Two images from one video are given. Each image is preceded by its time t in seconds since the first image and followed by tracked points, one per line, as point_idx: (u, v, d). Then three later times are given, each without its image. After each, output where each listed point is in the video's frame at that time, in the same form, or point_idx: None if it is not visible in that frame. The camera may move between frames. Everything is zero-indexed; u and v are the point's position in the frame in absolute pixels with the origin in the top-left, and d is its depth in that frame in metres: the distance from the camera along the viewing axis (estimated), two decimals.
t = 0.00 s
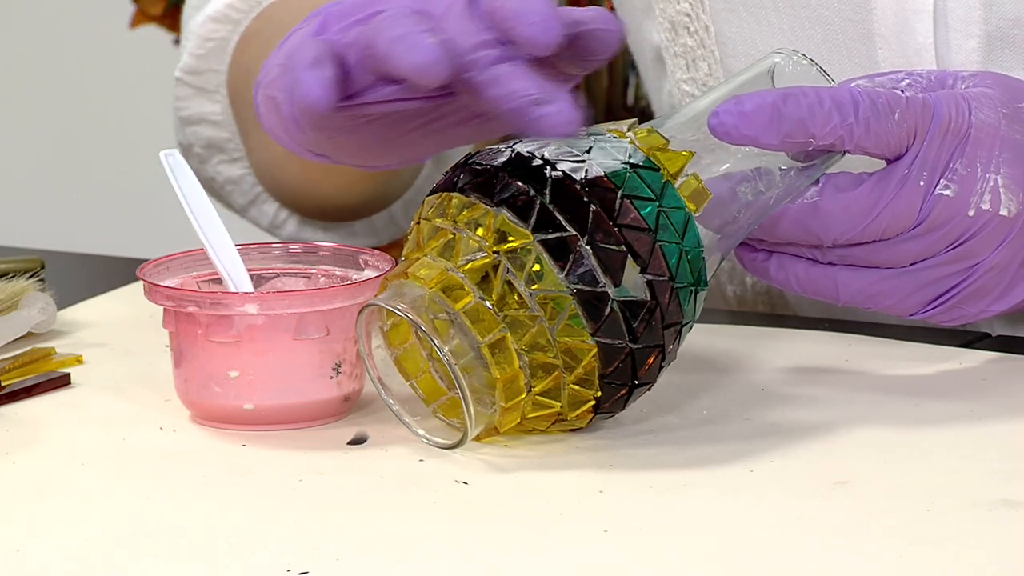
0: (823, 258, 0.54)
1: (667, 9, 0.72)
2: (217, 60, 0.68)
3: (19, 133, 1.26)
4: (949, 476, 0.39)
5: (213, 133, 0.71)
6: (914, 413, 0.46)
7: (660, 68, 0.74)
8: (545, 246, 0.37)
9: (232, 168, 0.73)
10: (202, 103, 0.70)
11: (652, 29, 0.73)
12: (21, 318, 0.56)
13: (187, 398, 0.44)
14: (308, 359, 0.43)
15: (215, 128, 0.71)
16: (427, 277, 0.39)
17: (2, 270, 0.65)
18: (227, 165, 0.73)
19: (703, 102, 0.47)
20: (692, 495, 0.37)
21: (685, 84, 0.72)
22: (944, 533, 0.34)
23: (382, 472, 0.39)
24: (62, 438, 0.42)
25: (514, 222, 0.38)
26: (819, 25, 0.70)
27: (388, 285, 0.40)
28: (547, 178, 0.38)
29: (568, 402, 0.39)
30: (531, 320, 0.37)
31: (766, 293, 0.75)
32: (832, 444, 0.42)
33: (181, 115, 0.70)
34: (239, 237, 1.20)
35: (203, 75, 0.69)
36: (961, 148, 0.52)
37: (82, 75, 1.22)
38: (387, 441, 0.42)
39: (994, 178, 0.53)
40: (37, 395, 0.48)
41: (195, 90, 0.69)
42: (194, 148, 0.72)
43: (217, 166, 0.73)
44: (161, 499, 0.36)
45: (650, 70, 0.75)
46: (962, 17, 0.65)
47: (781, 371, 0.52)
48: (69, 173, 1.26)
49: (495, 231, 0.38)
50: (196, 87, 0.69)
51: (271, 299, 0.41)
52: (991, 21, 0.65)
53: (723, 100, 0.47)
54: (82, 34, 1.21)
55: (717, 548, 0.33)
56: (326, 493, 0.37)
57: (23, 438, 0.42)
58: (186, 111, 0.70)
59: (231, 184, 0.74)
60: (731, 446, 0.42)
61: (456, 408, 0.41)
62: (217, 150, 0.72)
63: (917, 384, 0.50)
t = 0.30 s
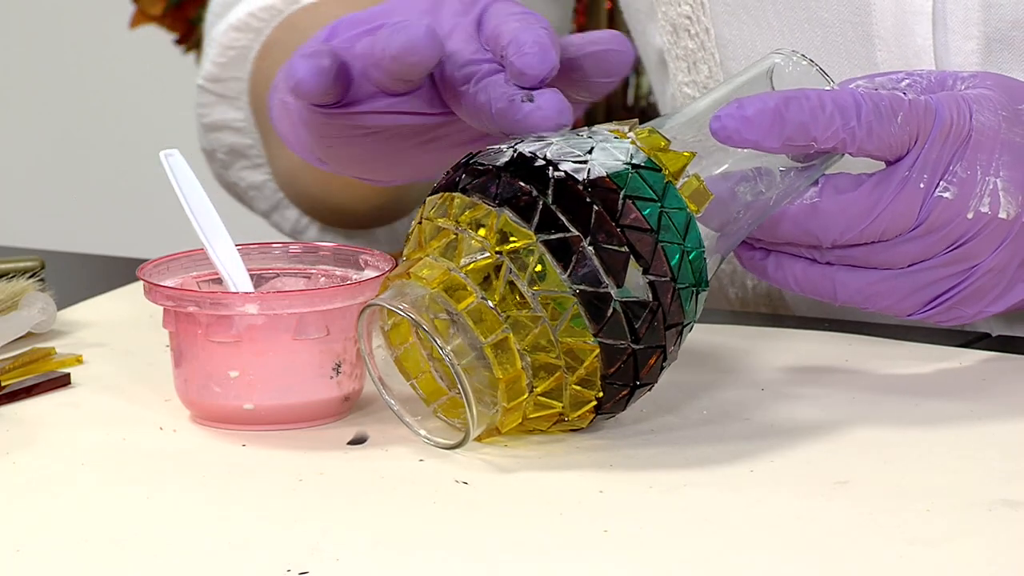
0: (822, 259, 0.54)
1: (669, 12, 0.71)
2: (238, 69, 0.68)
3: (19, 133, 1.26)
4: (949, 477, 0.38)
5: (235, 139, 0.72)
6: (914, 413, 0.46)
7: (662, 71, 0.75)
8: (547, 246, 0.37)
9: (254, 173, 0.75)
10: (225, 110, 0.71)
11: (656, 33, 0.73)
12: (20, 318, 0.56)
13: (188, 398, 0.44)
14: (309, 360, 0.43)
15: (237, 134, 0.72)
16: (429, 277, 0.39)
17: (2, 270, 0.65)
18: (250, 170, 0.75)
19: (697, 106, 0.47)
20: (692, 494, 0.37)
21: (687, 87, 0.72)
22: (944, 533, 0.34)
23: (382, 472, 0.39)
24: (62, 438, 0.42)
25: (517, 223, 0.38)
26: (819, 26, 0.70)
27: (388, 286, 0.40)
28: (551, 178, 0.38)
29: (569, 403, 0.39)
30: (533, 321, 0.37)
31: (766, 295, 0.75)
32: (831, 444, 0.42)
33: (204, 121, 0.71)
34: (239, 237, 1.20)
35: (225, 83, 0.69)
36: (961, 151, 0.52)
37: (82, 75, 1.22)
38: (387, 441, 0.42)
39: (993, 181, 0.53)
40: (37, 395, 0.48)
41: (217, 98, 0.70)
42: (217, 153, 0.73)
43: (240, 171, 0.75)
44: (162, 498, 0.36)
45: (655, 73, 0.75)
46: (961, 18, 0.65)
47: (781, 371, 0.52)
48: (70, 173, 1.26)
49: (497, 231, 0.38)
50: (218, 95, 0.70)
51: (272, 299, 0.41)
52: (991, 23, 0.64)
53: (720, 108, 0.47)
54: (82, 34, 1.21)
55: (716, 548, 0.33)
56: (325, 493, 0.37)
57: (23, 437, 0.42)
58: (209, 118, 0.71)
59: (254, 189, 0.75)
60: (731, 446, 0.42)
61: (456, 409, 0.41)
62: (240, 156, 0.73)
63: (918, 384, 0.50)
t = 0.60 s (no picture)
0: (819, 258, 0.54)
1: (672, 16, 0.69)
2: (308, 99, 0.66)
3: (18, 133, 1.26)
4: (950, 476, 0.38)
5: (304, 161, 0.71)
6: (914, 413, 0.46)
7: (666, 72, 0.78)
8: (544, 244, 0.37)
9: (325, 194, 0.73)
10: (294, 135, 0.70)
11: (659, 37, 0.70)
12: (20, 318, 0.56)
13: (188, 398, 0.44)
14: (308, 359, 0.43)
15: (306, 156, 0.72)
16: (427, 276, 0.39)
17: (2, 271, 0.65)
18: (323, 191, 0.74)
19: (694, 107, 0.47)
20: (692, 495, 0.37)
21: (689, 91, 0.70)
22: (946, 533, 0.34)
23: (381, 472, 0.39)
24: (62, 438, 0.42)
25: (513, 220, 0.38)
26: (819, 28, 0.72)
27: (387, 285, 0.40)
28: (547, 177, 0.38)
29: (568, 401, 0.39)
30: (530, 318, 0.37)
31: (767, 298, 0.75)
32: (831, 444, 0.42)
33: (275, 145, 0.71)
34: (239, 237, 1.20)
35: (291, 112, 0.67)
36: (962, 155, 0.52)
37: (81, 74, 1.19)
38: (386, 441, 0.42)
39: (993, 185, 0.53)
40: (37, 395, 0.48)
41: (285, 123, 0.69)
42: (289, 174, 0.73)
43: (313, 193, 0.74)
44: (162, 498, 0.36)
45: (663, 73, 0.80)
46: (959, 20, 0.67)
47: (781, 371, 0.52)
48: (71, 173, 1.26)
49: (494, 230, 0.38)
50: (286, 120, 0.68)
51: (272, 299, 0.41)
52: (988, 23, 0.66)
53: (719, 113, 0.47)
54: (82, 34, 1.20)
55: (717, 547, 0.33)
56: (327, 493, 0.37)
57: (23, 438, 0.42)
58: (279, 141, 0.70)
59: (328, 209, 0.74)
60: (731, 446, 0.42)
61: (456, 408, 0.41)
62: (311, 178, 0.73)
63: (918, 384, 0.50)
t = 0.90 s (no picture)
0: (823, 254, 0.54)
1: (664, 20, 0.75)
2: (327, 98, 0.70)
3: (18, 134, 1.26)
4: (949, 477, 0.38)
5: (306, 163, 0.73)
6: (915, 415, 0.46)
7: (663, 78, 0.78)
8: (558, 259, 0.37)
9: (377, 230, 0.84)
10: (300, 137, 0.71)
11: (655, 41, 0.77)
12: (20, 318, 0.56)
13: (188, 398, 0.44)
14: (309, 360, 0.43)
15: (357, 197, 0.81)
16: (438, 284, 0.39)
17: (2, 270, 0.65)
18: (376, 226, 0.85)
19: (705, 107, 0.47)
20: (692, 495, 0.37)
21: (682, 94, 0.76)
22: (944, 533, 0.34)
23: (382, 472, 0.39)
24: (63, 438, 0.42)
25: (526, 233, 0.37)
26: (812, 32, 0.70)
27: (396, 288, 0.40)
28: (562, 189, 0.38)
29: (572, 412, 0.40)
30: (540, 333, 0.37)
31: (762, 304, 0.76)
32: (830, 446, 0.42)
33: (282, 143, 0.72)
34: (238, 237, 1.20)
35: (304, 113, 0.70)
36: (969, 163, 0.52)
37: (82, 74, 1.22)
38: (387, 441, 0.42)
39: (999, 195, 0.52)
40: (37, 395, 0.48)
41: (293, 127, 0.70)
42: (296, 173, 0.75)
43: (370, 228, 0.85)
44: (162, 498, 0.36)
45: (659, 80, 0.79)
46: (953, 20, 0.64)
47: (782, 372, 0.52)
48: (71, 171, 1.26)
49: (505, 243, 0.38)
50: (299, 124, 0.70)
51: (272, 298, 0.41)
52: (982, 25, 0.63)
53: (727, 118, 0.46)
54: (82, 33, 1.22)
55: (716, 547, 0.33)
56: (327, 493, 0.37)
57: (23, 437, 0.42)
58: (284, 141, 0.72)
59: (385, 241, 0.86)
60: (731, 448, 0.42)
61: (457, 407, 0.42)
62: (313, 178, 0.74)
63: (919, 385, 0.50)
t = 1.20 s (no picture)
0: (818, 248, 0.54)
1: (653, 24, 0.73)
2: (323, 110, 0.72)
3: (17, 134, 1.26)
4: (948, 477, 0.39)
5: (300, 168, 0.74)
6: (914, 416, 0.46)
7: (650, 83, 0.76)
8: (556, 266, 0.37)
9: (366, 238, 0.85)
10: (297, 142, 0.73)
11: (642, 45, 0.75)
12: (20, 318, 0.56)
13: (189, 400, 0.44)
14: (310, 360, 0.43)
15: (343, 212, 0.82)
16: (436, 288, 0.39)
17: (2, 271, 0.65)
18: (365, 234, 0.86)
19: (705, 98, 0.47)
20: (691, 495, 0.37)
21: (671, 99, 0.74)
22: (944, 533, 0.34)
23: (382, 472, 0.39)
24: (62, 438, 0.42)
25: (524, 237, 0.37)
26: (802, 36, 0.70)
27: (393, 289, 0.40)
28: (560, 193, 0.38)
29: (569, 413, 0.40)
30: (537, 338, 0.37)
31: (756, 307, 0.75)
32: (829, 447, 0.42)
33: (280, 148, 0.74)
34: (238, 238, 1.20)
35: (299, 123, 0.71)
36: (965, 158, 0.52)
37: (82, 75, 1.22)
38: (386, 441, 0.42)
39: (995, 189, 0.52)
40: (37, 395, 0.48)
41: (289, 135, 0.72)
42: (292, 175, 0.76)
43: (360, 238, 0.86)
44: (162, 498, 0.36)
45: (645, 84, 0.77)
46: (945, 25, 0.64)
47: (781, 374, 0.52)
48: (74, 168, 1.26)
49: (502, 246, 0.38)
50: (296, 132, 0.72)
51: (272, 299, 0.41)
52: (976, 29, 0.64)
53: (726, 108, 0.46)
54: (82, 34, 1.21)
55: (716, 546, 0.33)
56: (328, 493, 0.37)
57: (23, 437, 0.42)
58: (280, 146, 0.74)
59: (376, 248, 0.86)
60: (730, 448, 0.42)
61: (453, 405, 0.42)
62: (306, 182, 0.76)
63: (918, 386, 0.50)
